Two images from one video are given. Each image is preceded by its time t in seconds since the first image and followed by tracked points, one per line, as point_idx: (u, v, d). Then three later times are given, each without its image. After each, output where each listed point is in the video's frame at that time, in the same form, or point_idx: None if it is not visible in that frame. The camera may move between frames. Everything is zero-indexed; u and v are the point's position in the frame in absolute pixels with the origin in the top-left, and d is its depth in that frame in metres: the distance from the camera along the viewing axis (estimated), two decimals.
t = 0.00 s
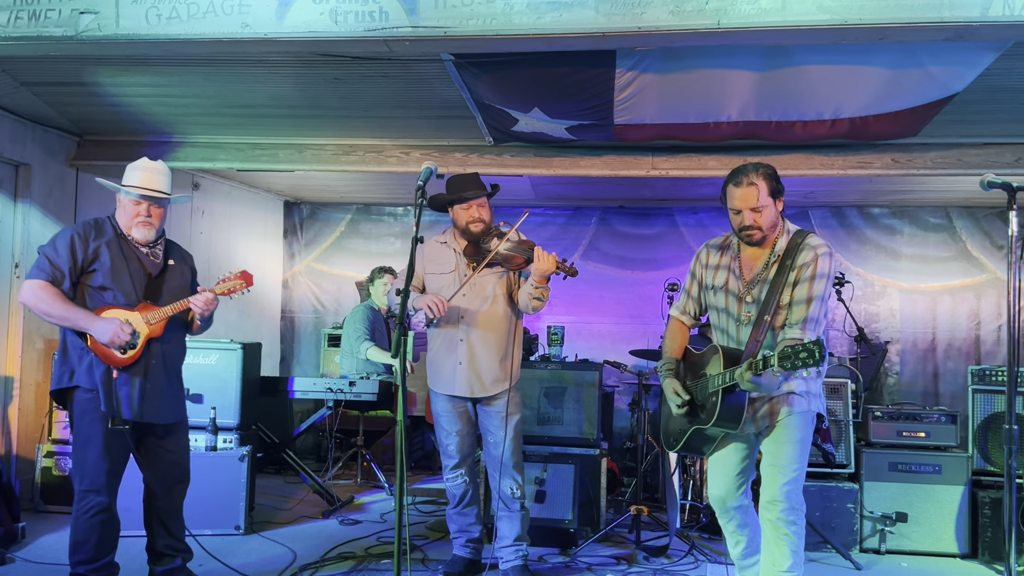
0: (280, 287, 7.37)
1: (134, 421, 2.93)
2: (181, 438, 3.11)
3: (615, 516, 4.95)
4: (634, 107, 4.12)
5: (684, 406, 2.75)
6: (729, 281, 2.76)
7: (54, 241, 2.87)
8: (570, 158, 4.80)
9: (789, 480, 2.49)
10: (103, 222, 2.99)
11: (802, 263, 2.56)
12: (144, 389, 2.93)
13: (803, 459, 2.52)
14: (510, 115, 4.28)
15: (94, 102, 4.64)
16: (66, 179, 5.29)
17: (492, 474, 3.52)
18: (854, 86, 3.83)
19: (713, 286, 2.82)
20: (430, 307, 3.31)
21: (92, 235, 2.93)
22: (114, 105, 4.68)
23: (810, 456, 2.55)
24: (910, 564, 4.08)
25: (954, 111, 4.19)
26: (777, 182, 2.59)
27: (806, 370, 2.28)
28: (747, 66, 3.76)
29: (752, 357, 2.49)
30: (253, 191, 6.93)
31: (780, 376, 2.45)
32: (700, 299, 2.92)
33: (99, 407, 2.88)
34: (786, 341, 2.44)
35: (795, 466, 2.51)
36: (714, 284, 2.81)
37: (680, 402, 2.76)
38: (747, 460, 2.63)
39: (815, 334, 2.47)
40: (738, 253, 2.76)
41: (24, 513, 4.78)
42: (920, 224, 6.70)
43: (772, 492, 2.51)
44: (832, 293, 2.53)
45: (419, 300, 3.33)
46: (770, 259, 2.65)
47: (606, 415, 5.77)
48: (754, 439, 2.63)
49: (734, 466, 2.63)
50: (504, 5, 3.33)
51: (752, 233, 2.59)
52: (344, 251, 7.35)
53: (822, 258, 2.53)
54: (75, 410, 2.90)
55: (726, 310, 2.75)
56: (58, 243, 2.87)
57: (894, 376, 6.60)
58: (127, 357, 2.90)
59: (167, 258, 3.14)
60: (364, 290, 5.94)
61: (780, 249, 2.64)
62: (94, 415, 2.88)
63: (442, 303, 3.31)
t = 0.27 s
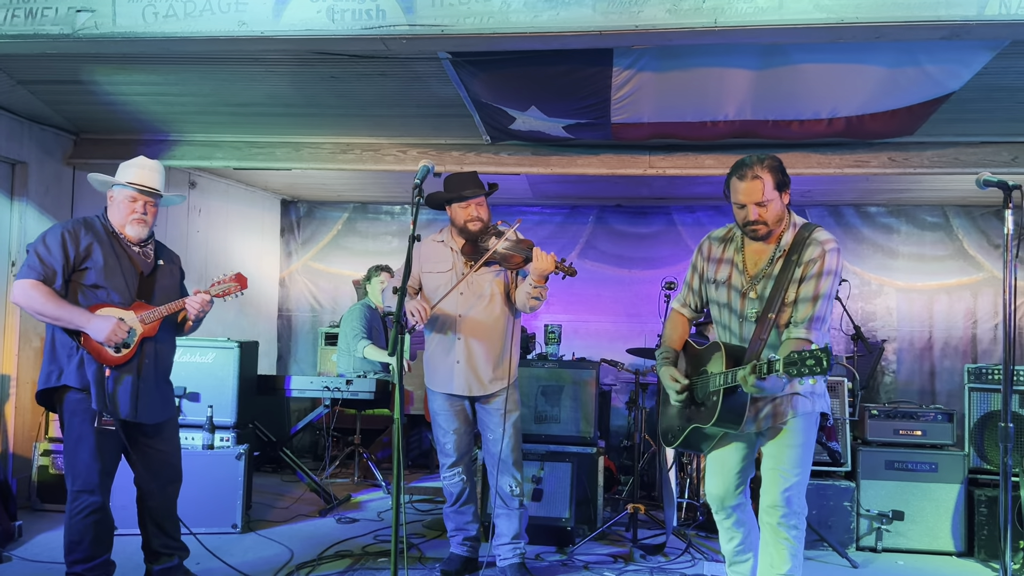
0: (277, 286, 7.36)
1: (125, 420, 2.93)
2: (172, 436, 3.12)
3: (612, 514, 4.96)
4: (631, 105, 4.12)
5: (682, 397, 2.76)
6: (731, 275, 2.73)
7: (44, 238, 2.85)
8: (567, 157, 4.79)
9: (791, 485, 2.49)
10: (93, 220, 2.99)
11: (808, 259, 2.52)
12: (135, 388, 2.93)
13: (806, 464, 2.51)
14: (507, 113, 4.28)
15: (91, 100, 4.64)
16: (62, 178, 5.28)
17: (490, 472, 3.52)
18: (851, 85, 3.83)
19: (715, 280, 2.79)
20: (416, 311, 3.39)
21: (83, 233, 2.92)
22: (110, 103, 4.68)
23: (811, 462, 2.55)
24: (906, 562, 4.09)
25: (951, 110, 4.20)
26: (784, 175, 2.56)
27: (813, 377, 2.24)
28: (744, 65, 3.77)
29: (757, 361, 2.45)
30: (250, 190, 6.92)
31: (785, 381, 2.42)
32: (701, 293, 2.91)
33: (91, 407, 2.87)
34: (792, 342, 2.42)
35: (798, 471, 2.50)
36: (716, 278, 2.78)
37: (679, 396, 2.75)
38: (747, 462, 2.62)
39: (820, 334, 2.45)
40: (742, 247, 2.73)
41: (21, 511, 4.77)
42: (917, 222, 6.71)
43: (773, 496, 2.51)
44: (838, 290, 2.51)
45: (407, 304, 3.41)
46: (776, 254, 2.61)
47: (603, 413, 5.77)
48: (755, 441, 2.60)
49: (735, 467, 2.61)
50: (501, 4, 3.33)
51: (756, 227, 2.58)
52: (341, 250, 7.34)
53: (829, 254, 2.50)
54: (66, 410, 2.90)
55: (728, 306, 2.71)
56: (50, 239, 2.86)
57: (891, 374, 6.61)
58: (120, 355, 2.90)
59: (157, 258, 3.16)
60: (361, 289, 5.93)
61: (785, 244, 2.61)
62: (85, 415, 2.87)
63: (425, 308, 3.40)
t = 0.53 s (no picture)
0: (275, 285, 7.36)
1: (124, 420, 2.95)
2: (168, 435, 3.13)
3: (610, 513, 4.96)
4: (630, 104, 4.12)
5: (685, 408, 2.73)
6: (734, 278, 2.73)
7: (34, 242, 2.83)
8: (566, 156, 4.79)
9: (790, 488, 2.49)
10: (80, 220, 2.96)
11: (813, 266, 2.51)
12: (136, 388, 2.95)
13: (805, 466, 2.51)
14: (506, 112, 4.28)
15: (89, 98, 4.63)
16: (60, 176, 5.28)
17: (488, 471, 3.52)
18: (849, 84, 3.83)
19: (717, 282, 2.79)
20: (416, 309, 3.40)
21: (72, 234, 2.90)
22: (108, 101, 4.67)
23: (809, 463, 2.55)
24: (904, 561, 4.10)
25: (948, 109, 4.21)
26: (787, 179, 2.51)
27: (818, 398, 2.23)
28: (743, 64, 3.77)
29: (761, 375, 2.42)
30: (248, 188, 6.92)
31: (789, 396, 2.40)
32: (703, 293, 2.92)
33: (89, 407, 2.87)
34: (796, 351, 2.43)
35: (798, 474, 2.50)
36: (717, 280, 2.78)
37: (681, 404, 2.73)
38: (747, 463, 2.60)
39: (824, 344, 2.45)
40: (746, 250, 2.71)
41: (19, 510, 4.77)
42: (915, 221, 6.71)
43: (774, 499, 2.50)
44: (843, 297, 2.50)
45: (407, 300, 3.42)
46: (779, 259, 2.60)
47: (601, 412, 5.77)
48: (754, 442, 2.59)
49: (735, 468, 2.60)
50: (499, 2, 3.33)
51: (759, 233, 2.54)
52: (339, 249, 7.34)
53: (835, 261, 2.49)
54: (62, 411, 2.89)
55: (730, 309, 2.72)
56: (38, 242, 2.83)
57: (889, 373, 6.62)
58: (118, 357, 2.90)
59: (149, 256, 3.15)
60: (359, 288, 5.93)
61: (789, 248, 2.59)
62: (83, 415, 2.87)
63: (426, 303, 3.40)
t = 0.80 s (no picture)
0: (274, 283, 7.36)
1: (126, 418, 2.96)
2: (167, 432, 3.13)
3: (609, 511, 4.96)
4: (629, 103, 4.12)
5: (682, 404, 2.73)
6: (733, 282, 2.73)
7: (24, 245, 2.83)
8: (565, 155, 4.79)
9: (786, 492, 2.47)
10: (70, 221, 2.95)
11: (813, 274, 2.49)
12: (138, 384, 2.97)
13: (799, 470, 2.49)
14: (505, 110, 4.27)
15: (87, 96, 4.63)
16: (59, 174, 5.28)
17: (487, 469, 3.52)
18: (848, 83, 3.83)
19: (716, 285, 2.79)
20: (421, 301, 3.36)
21: (63, 235, 2.89)
22: (107, 100, 4.67)
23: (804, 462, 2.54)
24: (902, 559, 4.11)
25: (947, 108, 4.21)
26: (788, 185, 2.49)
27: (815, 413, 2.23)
28: (742, 63, 3.77)
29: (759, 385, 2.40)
30: (247, 187, 6.92)
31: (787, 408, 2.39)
32: (702, 294, 2.92)
33: (90, 406, 2.87)
34: (797, 363, 2.40)
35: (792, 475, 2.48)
36: (717, 283, 2.78)
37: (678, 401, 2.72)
38: (742, 466, 2.58)
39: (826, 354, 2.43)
40: (746, 254, 2.70)
41: (17, 508, 4.77)
42: (913, 220, 6.72)
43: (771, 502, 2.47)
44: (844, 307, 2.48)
45: (413, 292, 3.38)
46: (780, 266, 2.58)
47: (599, 410, 5.77)
48: (749, 446, 2.57)
49: (730, 471, 2.58)
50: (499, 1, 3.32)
51: (760, 239, 2.53)
52: (338, 247, 7.34)
53: (836, 270, 2.47)
54: (62, 412, 2.88)
55: (729, 314, 2.72)
56: (29, 245, 2.83)
57: (887, 372, 6.62)
58: (118, 356, 2.91)
59: (142, 251, 3.14)
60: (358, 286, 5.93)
61: (790, 255, 2.57)
62: (83, 414, 2.87)
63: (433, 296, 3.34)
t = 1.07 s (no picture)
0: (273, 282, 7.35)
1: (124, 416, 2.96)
2: (166, 430, 3.13)
3: (607, 510, 4.97)
4: (628, 101, 4.12)
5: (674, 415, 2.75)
6: (730, 290, 2.71)
7: (18, 245, 2.82)
8: (564, 153, 4.79)
9: (777, 496, 2.44)
10: (63, 219, 2.95)
11: (810, 285, 2.49)
12: (135, 381, 2.96)
13: (790, 472, 2.47)
14: (504, 109, 4.27)
15: (85, 94, 4.62)
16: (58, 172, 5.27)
17: (484, 467, 3.52)
18: (847, 82, 3.83)
19: (714, 293, 2.77)
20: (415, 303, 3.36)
21: (56, 234, 2.89)
22: (105, 97, 4.67)
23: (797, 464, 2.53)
24: (900, 558, 4.11)
25: (946, 107, 4.21)
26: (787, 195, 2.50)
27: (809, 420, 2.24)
28: (741, 62, 3.77)
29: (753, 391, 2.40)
30: (246, 185, 6.91)
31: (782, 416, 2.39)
32: (699, 302, 2.89)
33: (88, 403, 2.87)
34: (791, 371, 2.41)
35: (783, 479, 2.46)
36: (714, 291, 2.76)
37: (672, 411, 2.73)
38: (735, 474, 2.56)
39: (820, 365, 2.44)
40: (744, 263, 2.69)
41: (15, 506, 4.77)
42: (912, 220, 6.72)
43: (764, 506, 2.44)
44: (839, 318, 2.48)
45: (406, 296, 3.39)
46: (777, 275, 2.58)
47: (598, 409, 5.77)
48: (743, 453, 2.56)
49: (724, 479, 2.56)
50: None
51: (757, 248, 2.54)
52: (337, 246, 7.34)
53: (832, 282, 2.47)
54: (61, 411, 2.89)
55: (726, 322, 2.71)
56: (21, 244, 2.83)
57: (886, 371, 6.62)
58: (115, 354, 2.89)
59: (138, 246, 3.12)
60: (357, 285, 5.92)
61: (788, 264, 2.57)
62: (82, 412, 2.87)
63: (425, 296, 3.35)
